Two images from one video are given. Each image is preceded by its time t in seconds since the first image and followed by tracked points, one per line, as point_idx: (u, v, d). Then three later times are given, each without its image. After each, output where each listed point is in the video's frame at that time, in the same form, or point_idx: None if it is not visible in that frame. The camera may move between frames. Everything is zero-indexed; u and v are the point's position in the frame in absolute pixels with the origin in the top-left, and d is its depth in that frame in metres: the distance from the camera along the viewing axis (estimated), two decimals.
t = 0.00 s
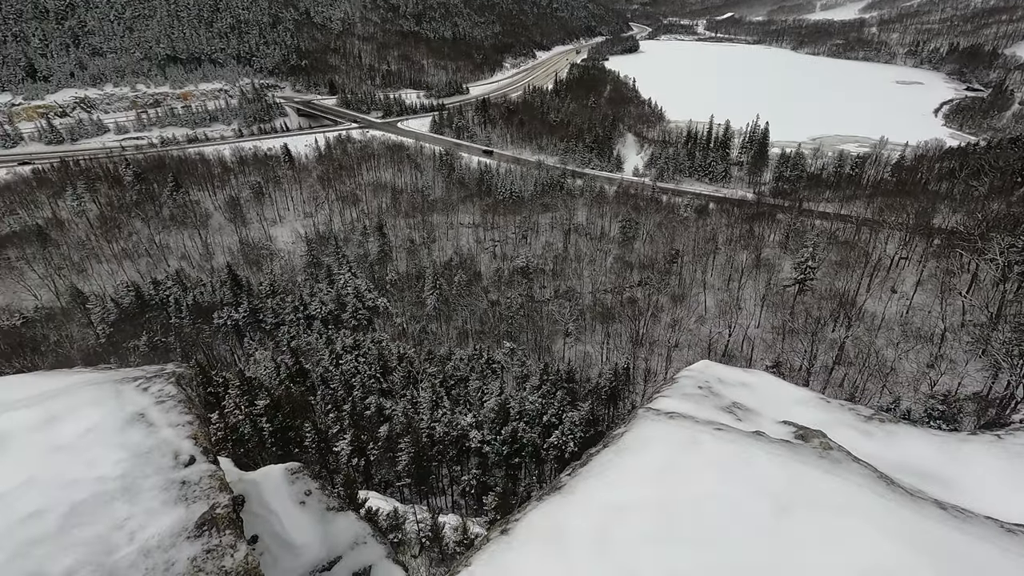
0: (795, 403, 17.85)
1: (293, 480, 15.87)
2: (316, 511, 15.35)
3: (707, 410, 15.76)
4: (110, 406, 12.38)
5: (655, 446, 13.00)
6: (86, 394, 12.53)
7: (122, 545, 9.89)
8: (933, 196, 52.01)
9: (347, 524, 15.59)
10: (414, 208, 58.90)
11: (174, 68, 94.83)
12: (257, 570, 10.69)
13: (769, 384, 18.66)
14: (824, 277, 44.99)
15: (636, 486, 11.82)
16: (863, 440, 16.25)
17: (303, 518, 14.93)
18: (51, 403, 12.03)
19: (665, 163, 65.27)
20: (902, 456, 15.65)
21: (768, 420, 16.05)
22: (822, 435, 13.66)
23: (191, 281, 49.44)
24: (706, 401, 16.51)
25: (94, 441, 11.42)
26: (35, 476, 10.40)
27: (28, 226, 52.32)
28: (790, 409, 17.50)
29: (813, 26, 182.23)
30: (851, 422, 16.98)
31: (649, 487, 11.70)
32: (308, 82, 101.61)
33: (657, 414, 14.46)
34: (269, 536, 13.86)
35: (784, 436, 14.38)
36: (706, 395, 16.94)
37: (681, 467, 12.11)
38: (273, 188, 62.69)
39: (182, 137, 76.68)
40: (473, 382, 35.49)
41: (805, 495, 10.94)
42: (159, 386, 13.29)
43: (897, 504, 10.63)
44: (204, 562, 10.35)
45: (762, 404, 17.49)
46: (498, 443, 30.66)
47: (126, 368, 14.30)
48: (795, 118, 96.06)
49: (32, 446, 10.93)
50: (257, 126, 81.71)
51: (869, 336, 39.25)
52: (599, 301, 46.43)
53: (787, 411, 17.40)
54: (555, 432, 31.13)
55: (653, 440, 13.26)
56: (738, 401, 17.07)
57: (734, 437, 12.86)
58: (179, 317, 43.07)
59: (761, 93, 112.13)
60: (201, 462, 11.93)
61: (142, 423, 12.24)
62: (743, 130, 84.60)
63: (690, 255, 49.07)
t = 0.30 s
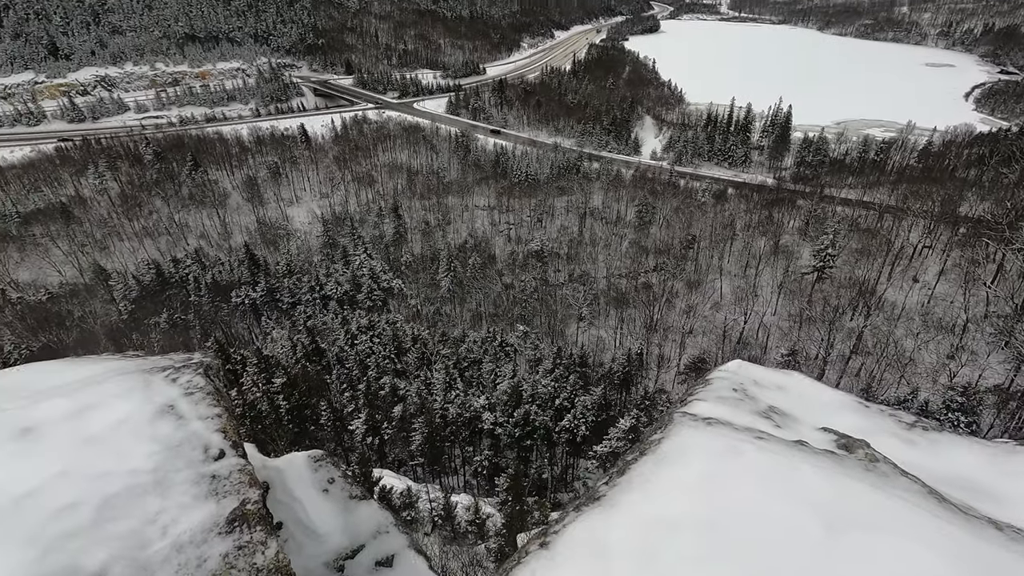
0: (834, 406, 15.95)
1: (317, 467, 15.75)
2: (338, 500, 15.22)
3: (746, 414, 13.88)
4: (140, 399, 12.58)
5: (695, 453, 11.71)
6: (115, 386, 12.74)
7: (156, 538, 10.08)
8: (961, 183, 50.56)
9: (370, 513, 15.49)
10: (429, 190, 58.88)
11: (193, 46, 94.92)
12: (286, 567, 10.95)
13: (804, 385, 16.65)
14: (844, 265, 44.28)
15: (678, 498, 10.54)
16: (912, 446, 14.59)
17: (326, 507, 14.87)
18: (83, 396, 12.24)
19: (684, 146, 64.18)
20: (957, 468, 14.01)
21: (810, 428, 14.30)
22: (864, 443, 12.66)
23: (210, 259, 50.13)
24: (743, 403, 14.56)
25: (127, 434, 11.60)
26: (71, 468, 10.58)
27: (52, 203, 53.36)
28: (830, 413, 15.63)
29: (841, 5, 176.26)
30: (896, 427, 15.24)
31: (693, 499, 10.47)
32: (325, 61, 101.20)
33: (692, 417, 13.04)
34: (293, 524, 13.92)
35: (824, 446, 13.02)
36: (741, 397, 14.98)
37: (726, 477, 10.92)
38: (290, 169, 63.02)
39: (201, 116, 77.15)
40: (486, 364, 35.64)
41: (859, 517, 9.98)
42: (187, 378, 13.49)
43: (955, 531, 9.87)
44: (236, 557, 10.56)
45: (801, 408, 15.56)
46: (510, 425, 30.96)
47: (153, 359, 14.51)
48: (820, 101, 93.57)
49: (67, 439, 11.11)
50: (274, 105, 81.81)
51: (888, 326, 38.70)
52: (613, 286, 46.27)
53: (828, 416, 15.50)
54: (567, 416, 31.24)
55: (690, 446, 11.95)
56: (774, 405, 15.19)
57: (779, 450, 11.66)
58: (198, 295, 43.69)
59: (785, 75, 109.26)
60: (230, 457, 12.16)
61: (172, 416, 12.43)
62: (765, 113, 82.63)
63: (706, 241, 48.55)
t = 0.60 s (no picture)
0: (895, 399, 12.70)
1: (336, 446, 14.63)
2: (358, 481, 14.11)
3: (794, 401, 10.88)
4: (157, 374, 11.08)
5: (739, 441, 8.99)
6: (133, 360, 11.25)
7: (176, 522, 8.71)
8: (986, 167, 49.20)
9: (389, 494, 14.46)
10: (442, 170, 58.58)
11: (206, 21, 94.28)
12: (313, 555, 9.56)
13: (856, 376, 13.41)
14: (861, 252, 43.63)
15: (726, 498, 7.92)
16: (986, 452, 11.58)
17: (346, 486, 13.75)
18: (100, 369, 10.80)
19: (701, 128, 63.01)
20: None
21: (868, 422, 11.24)
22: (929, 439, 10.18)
23: (225, 237, 50.46)
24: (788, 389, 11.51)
25: (146, 411, 10.17)
26: (87, 446, 9.20)
27: (70, 178, 53.97)
28: (891, 407, 12.41)
29: None
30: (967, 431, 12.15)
31: (743, 499, 7.87)
32: (338, 38, 100.26)
33: (733, 402, 10.31)
34: (313, 503, 12.84)
35: (881, 438, 10.35)
36: (785, 382, 11.87)
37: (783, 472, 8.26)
38: (304, 147, 62.89)
39: (214, 93, 77.16)
40: (496, 345, 35.79)
41: (953, 519, 7.44)
42: (207, 354, 11.97)
43: None
44: (261, 543, 9.14)
45: (855, 400, 12.36)
46: (520, 405, 31.13)
47: (173, 335, 13.07)
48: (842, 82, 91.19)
49: (83, 415, 9.72)
50: (287, 83, 81.53)
51: (904, 313, 38.21)
52: (626, 268, 45.97)
53: (887, 409, 12.34)
54: (577, 397, 31.40)
55: (729, 431, 9.28)
56: (824, 393, 12.05)
57: (843, 443, 8.97)
58: (213, 272, 44.19)
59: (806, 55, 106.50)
60: (254, 436, 10.68)
61: (191, 394, 10.92)
62: (785, 94, 80.74)
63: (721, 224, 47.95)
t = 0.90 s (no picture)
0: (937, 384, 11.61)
1: (345, 424, 13.91)
2: (367, 460, 13.40)
3: (835, 387, 9.90)
4: (157, 346, 10.45)
5: (777, 427, 8.19)
6: (133, 332, 10.64)
7: (173, 503, 8.28)
8: (1010, 154, 47.96)
9: (399, 474, 13.73)
10: (453, 152, 58.22)
11: None
12: (316, 538, 8.99)
13: (894, 358, 12.30)
14: (876, 239, 43.03)
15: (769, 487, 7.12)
16: None
17: (354, 467, 13.09)
18: (99, 341, 10.24)
19: (716, 111, 62.00)
20: None
21: (914, 410, 10.24)
22: (985, 427, 9.30)
23: (237, 217, 50.76)
24: (827, 373, 10.49)
25: (145, 384, 9.65)
26: (80, 421, 8.75)
27: (83, 158, 54.40)
28: (934, 391, 11.35)
29: None
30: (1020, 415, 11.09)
31: (788, 488, 7.07)
32: (349, 17, 99.06)
33: (767, 385, 9.46)
34: (319, 483, 12.27)
35: (933, 426, 9.46)
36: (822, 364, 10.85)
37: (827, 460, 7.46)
38: (315, 128, 62.72)
39: (226, 73, 76.96)
40: (506, 328, 35.84)
41: None
42: (209, 326, 11.28)
43: None
44: (263, 525, 8.66)
45: (897, 385, 11.28)
46: (528, 388, 31.25)
47: (177, 305, 12.39)
48: (862, 65, 89.04)
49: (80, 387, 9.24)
50: (298, 63, 81.02)
51: (918, 302, 37.75)
52: (636, 253, 45.71)
53: (931, 393, 11.28)
54: (585, 381, 31.48)
55: (768, 416, 8.48)
56: (863, 377, 11.03)
57: (892, 431, 8.16)
58: (225, 253, 44.58)
59: (825, 37, 103.94)
60: (256, 414, 10.07)
61: (192, 367, 10.28)
62: (804, 76, 79.00)
63: (735, 209, 47.34)
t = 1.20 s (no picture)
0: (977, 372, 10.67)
1: (347, 409, 13.95)
2: (369, 445, 13.38)
3: (863, 377, 9.29)
4: (150, 327, 10.15)
5: (802, 420, 7.65)
6: (126, 313, 10.36)
7: (162, 489, 7.77)
8: None
9: (403, 459, 13.54)
10: (461, 136, 57.80)
11: None
12: (311, 530, 8.29)
13: (926, 348, 11.41)
14: (888, 228, 42.49)
15: (794, 482, 6.63)
16: None
17: (356, 452, 13.05)
18: (91, 321, 9.95)
19: (728, 96, 61.06)
20: None
21: (947, 402, 9.54)
22: None
23: (245, 200, 50.79)
24: (853, 362, 9.86)
25: (136, 364, 9.28)
26: (69, 402, 8.34)
27: (93, 140, 54.65)
28: (970, 382, 10.45)
29: None
30: None
31: (817, 485, 6.54)
32: None
33: (791, 375, 8.89)
34: (319, 466, 12.23)
35: (973, 421, 8.76)
36: (848, 354, 10.20)
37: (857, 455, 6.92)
38: (323, 111, 62.43)
39: (234, 55, 76.67)
40: (513, 314, 35.95)
41: None
42: (203, 307, 10.99)
43: None
44: (255, 515, 8.05)
45: (928, 378, 10.51)
46: (535, 373, 31.33)
47: (175, 287, 12.14)
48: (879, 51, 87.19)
49: (68, 368, 8.85)
50: (306, 45, 80.47)
51: (931, 292, 37.25)
52: (645, 240, 45.38)
53: (967, 385, 10.37)
54: (591, 367, 31.71)
55: (795, 408, 7.92)
56: (893, 368, 10.32)
57: (924, 423, 7.60)
58: (234, 236, 44.90)
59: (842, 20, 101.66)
60: (251, 397, 9.61)
61: (185, 349, 9.94)
62: (819, 61, 77.51)
63: (745, 196, 46.78)
